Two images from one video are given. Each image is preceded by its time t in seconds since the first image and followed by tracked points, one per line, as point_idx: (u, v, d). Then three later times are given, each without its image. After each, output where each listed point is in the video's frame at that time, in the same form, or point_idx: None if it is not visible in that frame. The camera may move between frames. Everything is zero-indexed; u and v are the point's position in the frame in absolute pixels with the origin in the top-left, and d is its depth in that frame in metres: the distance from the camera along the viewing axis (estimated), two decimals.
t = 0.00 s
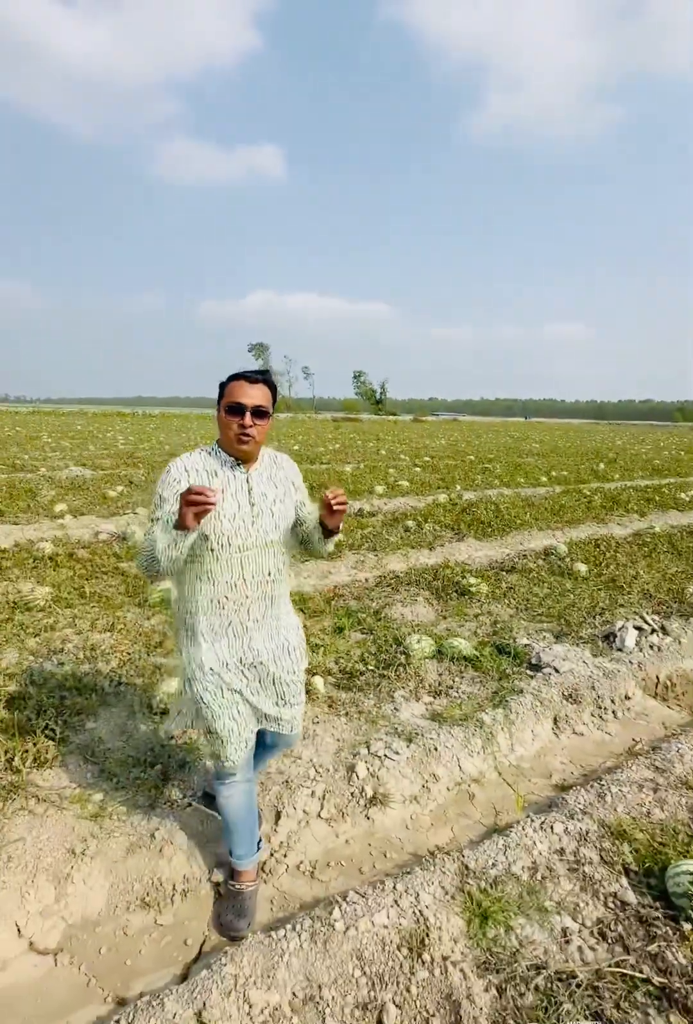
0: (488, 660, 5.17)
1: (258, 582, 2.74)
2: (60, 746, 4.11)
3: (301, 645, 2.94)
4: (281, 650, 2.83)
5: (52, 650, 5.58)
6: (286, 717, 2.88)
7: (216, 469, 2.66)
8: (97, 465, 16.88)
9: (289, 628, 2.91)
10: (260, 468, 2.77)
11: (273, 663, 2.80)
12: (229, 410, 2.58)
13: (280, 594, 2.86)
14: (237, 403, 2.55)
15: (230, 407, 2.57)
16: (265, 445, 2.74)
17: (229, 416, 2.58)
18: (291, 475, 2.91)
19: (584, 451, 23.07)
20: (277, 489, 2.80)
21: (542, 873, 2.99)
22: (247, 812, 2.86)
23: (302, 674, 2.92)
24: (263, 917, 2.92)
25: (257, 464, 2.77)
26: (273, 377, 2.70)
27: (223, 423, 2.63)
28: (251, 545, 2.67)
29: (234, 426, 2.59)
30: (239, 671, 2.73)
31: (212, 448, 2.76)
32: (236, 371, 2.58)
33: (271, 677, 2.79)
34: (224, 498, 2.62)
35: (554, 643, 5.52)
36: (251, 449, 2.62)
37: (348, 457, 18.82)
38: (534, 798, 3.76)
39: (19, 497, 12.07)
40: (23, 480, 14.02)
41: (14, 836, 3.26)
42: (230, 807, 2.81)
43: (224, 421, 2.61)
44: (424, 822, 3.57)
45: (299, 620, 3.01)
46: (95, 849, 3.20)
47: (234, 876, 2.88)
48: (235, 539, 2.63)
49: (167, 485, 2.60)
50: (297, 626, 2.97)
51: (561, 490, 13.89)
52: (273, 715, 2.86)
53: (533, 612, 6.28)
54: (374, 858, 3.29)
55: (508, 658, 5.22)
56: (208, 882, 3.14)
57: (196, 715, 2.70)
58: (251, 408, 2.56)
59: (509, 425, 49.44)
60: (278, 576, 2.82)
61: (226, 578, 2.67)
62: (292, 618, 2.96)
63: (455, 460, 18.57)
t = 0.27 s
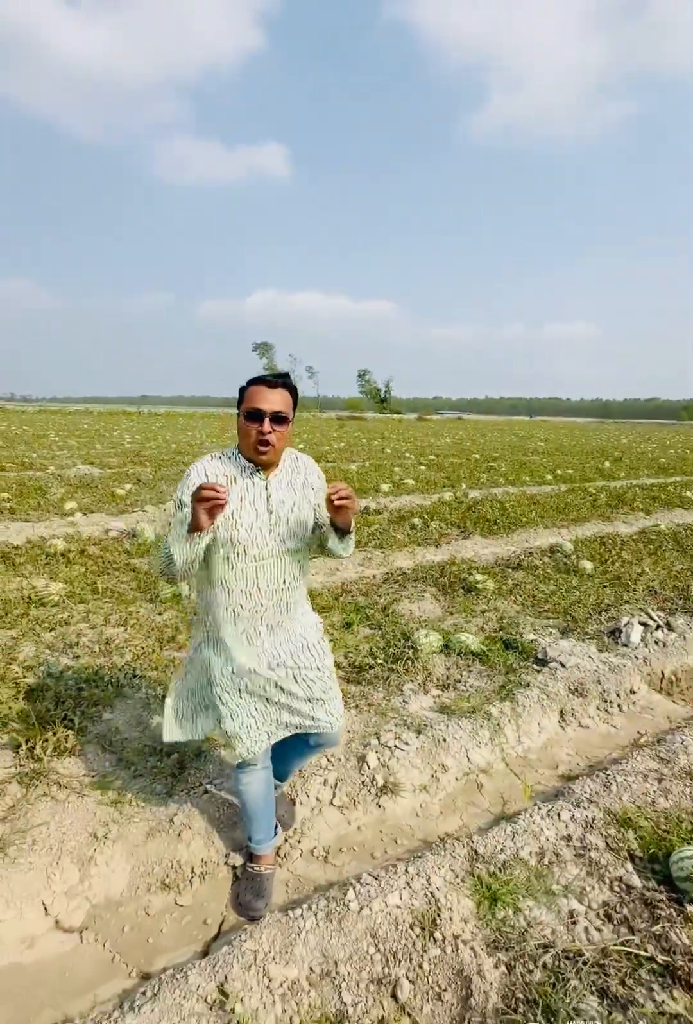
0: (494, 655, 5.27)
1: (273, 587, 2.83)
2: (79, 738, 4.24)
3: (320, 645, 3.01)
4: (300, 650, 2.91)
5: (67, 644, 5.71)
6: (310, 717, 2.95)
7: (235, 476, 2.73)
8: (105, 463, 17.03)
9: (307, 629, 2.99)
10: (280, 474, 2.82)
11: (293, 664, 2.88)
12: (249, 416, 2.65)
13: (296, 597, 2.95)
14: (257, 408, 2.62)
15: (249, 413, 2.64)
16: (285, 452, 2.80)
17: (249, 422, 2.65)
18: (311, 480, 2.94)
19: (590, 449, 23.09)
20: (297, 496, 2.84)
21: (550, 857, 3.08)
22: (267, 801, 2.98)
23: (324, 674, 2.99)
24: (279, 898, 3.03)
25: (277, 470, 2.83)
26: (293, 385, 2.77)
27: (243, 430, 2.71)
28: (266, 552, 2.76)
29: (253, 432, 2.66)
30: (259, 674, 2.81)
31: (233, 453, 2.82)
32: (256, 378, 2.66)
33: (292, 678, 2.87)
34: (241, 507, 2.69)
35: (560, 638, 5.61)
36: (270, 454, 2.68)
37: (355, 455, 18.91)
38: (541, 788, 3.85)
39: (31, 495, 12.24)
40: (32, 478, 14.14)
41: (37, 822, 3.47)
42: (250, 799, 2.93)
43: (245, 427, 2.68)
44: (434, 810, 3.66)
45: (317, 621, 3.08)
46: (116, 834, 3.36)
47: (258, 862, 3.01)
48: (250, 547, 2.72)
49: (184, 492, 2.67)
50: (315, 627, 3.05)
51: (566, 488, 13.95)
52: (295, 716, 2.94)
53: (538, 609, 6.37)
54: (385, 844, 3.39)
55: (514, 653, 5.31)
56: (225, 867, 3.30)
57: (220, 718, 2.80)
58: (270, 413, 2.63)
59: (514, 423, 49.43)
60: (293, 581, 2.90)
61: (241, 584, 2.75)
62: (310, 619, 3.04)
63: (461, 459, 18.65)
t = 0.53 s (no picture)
0: (498, 651, 5.34)
1: (290, 588, 2.89)
2: (91, 731, 4.33)
3: (335, 649, 3.05)
4: (315, 652, 2.96)
5: (77, 640, 5.80)
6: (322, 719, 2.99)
7: (252, 478, 2.80)
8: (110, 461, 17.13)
9: (323, 631, 3.03)
10: (297, 474, 2.88)
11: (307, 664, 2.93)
12: (266, 415, 2.71)
13: (313, 599, 3.00)
14: (274, 407, 2.67)
15: (266, 411, 2.70)
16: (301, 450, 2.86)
17: (266, 421, 2.71)
18: (329, 480, 2.99)
19: (594, 447, 23.06)
20: (312, 496, 2.89)
21: (553, 848, 3.15)
22: (278, 795, 3.07)
23: (337, 677, 3.03)
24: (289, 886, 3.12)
25: (293, 468, 2.89)
26: (308, 383, 2.80)
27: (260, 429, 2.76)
28: (283, 552, 2.82)
29: (269, 431, 2.72)
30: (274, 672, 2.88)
31: (250, 454, 2.89)
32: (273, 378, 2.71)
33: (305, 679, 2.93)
34: (258, 508, 2.77)
35: (563, 635, 5.68)
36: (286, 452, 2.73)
37: (358, 453, 18.99)
38: (544, 781, 3.92)
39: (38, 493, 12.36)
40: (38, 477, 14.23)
41: (53, 812, 3.57)
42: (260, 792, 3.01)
43: (262, 426, 2.74)
44: (439, 802, 3.74)
45: (334, 624, 3.13)
46: (130, 823, 3.44)
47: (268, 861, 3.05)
48: (267, 548, 2.79)
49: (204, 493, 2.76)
50: (332, 630, 3.09)
51: (569, 486, 14.01)
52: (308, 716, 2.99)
53: (542, 607, 6.43)
54: (392, 834, 3.47)
55: (518, 650, 5.38)
56: (237, 856, 3.39)
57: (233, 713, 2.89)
58: (286, 412, 2.68)
59: (517, 421, 49.40)
60: (310, 582, 2.96)
61: (259, 582, 2.83)
62: (327, 622, 3.08)
63: (463, 458, 18.72)
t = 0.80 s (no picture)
0: (500, 649, 5.37)
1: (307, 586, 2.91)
2: (98, 729, 4.38)
3: (348, 650, 3.06)
4: (328, 651, 2.97)
5: (83, 639, 5.85)
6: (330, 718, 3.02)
7: (272, 475, 2.84)
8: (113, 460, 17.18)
9: (339, 633, 3.04)
10: (316, 472, 2.91)
11: (319, 662, 2.95)
12: (284, 411, 2.75)
13: (330, 599, 3.02)
14: (293, 401, 2.72)
15: (285, 407, 2.74)
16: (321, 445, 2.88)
17: (285, 416, 2.75)
18: (348, 481, 3.03)
19: (596, 445, 23.02)
20: (331, 495, 2.92)
21: (556, 844, 3.19)
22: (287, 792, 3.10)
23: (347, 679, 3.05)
24: (294, 882, 3.16)
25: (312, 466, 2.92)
26: (325, 381, 2.86)
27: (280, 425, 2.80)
28: (301, 549, 2.85)
29: (288, 426, 2.75)
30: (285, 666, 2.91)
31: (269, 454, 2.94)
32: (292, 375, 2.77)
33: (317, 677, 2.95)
34: (278, 504, 2.80)
35: (565, 633, 5.72)
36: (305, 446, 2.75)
37: (361, 452, 19.00)
38: (547, 778, 3.95)
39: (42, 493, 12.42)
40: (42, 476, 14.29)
41: (61, 809, 3.62)
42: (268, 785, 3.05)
43: (281, 422, 2.78)
44: (442, 799, 3.78)
45: (350, 626, 3.14)
46: (137, 820, 3.48)
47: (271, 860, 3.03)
48: (285, 544, 2.82)
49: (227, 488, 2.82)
50: (347, 632, 3.11)
51: (572, 484, 14.01)
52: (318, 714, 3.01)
53: (545, 605, 6.46)
54: (396, 831, 3.51)
55: (520, 648, 5.41)
56: (242, 852, 3.43)
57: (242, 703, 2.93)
58: (305, 406, 2.72)
59: (520, 419, 49.32)
60: (327, 582, 2.97)
61: (276, 577, 2.86)
62: (343, 624, 3.09)
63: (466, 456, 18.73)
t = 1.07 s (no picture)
0: (505, 650, 5.35)
1: (325, 584, 2.87)
2: (101, 730, 4.38)
3: (362, 651, 3.03)
4: (341, 651, 2.95)
5: (86, 640, 5.85)
6: (340, 715, 3.02)
7: (295, 471, 2.82)
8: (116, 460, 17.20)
9: (354, 633, 3.01)
10: (338, 472, 2.89)
11: (332, 661, 2.93)
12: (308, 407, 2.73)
13: (349, 599, 2.97)
14: (316, 397, 2.70)
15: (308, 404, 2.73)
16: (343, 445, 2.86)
17: (309, 413, 2.73)
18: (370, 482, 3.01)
19: (599, 444, 22.93)
20: (352, 493, 2.90)
21: (561, 847, 3.17)
22: (293, 794, 3.08)
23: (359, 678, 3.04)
24: (298, 885, 3.15)
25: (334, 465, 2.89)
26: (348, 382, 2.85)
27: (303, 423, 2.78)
28: (321, 546, 2.81)
29: (311, 422, 2.73)
30: (298, 662, 2.90)
31: (292, 451, 2.92)
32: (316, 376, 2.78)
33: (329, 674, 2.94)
34: (299, 500, 2.77)
35: (570, 634, 5.69)
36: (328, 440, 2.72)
37: (364, 451, 18.98)
38: (551, 780, 3.93)
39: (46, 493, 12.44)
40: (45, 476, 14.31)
41: (65, 811, 3.61)
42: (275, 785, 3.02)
43: (305, 419, 2.76)
44: (446, 802, 3.76)
45: (366, 627, 3.10)
46: (141, 822, 3.47)
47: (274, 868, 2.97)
48: (305, 540, 2.78)
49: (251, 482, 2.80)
50: (362, 633, 3.07)
51: (576, 483, 13.95)
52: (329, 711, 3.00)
53: (549, 605, 6.43)
54: (400, 834, 3.49)
55: (524, 649, 5.39)
56: (246, 854, 3.42)
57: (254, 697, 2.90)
58: (328, 401, 2.70)
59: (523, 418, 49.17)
60: (346, 581, 2.93)
61: (294, 571, 2.83)
62: (359, 625, 3.05)
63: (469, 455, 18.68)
